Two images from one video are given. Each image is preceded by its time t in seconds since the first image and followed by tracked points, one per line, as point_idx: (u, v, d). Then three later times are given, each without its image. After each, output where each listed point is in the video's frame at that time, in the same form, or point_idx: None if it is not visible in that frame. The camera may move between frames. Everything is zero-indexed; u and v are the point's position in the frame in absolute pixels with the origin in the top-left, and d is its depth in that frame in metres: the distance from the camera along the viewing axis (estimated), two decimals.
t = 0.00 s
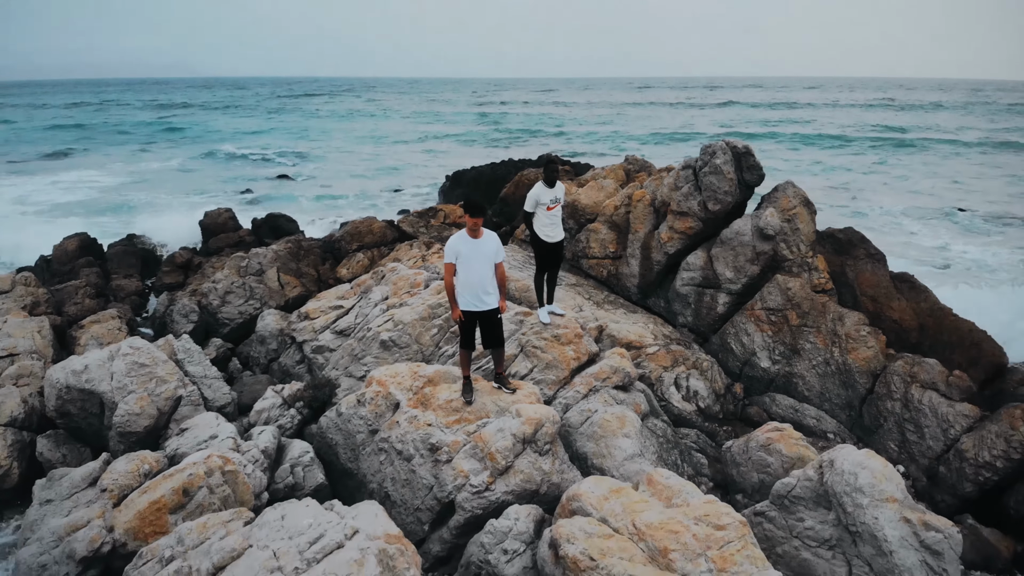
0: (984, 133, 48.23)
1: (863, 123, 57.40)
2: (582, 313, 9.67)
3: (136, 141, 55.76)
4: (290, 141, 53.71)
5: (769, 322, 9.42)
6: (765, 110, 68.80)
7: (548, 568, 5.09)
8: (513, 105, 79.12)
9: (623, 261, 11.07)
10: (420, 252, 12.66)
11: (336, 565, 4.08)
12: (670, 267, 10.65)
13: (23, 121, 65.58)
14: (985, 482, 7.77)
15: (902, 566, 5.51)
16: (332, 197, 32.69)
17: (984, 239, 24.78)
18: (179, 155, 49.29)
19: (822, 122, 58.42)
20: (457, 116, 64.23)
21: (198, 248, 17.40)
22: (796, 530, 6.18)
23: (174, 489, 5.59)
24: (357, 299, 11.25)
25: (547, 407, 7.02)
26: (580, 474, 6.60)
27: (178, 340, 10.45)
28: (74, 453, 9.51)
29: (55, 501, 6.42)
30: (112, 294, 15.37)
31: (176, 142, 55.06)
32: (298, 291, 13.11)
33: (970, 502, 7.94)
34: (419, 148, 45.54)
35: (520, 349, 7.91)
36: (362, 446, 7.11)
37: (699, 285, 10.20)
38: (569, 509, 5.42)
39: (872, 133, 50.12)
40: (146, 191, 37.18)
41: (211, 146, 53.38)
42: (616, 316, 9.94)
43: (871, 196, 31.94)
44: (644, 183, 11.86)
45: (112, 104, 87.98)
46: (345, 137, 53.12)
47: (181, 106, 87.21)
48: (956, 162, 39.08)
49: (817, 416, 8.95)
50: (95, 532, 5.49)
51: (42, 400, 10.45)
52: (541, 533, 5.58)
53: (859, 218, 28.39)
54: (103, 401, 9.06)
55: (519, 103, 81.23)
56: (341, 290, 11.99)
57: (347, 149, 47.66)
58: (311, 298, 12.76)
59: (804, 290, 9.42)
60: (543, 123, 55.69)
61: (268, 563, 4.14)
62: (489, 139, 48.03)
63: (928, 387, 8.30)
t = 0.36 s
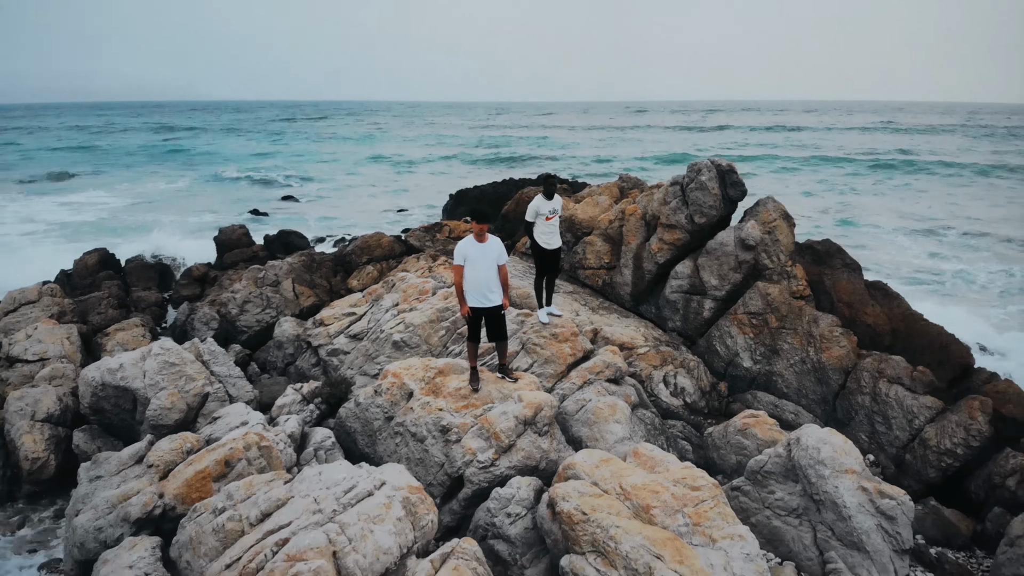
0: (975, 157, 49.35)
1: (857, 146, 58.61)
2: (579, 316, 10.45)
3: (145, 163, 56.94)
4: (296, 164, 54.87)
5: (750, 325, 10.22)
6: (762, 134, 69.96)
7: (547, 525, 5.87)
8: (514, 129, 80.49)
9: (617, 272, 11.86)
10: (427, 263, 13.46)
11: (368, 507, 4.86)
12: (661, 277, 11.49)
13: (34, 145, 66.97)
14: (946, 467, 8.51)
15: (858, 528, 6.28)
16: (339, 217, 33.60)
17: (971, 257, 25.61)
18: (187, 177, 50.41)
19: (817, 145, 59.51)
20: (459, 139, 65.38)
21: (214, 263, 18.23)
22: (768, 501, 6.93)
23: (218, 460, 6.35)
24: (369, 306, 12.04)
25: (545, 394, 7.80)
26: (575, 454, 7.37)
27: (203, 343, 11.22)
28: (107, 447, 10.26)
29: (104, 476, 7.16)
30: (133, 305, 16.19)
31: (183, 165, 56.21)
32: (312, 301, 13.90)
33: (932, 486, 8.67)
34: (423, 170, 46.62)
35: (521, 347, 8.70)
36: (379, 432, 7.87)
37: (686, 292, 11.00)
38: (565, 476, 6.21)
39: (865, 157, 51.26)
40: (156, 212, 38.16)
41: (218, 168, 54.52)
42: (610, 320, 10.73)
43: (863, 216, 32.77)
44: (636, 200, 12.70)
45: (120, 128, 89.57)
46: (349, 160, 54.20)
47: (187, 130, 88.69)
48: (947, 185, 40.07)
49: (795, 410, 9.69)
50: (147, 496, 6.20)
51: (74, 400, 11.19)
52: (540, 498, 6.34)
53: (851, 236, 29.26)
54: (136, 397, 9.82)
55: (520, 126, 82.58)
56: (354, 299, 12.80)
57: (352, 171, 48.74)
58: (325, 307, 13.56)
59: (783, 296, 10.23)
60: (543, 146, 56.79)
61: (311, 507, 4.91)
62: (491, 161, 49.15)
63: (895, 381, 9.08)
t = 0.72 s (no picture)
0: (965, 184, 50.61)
1: (851, 173, 59.91)
2: (577, 324, 11.32)
3: (153, 189, 58.20)
4: (301, 189, 56.09)
5: (735, 332, 11.09)
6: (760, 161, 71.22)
7: (548, 496, 6.71)
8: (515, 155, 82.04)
9: (613, 285, 12.74)
10: (434, 278, 14.36)
11: (397, 471, 5.72)
12: (653, 289, 12.38)
13: (46, 172, 68.49)
14: (913, 459, 9.30)
15: (824, 504, 7.10)
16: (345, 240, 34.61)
17: (956, 278, 26.56)
18: (195, 201, 51.59)
19: (813, 172, 60.71)
20: (462, 165, 66.63)
21: (230, 281, 19.15)
22: (746, 482, 7.72)
23: (258, 444, 7.21)
24: (382, 318, 12.90)
25: (547, 390, 8.65)
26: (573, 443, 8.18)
27: (228, 352, 12.09)
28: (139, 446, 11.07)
29: (151, 462, 8.01)
30: (154, 320, 17.08)
31: (191, 190, 57.45)
32: (326, 314, 14.79)
33: (901, 477, 9.44)
34: (425, 196, 47.76)
35: (524, 349, 9.56)
36: (396, 425, 8.71)
37: (677, 303, 11.88)
38: (565, 455, 7.06)
39: (857, 183, 52.52)
40: (166, 235, 39.20)
41: (225, 193, 55.74)
42: (606, 329, 11.59)
43: (854, 240, 33.77)
44: (630, 218, 13.64)
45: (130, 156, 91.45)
46: (353, 186, 55.38)
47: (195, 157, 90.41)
48: (936, 210, 41.19)
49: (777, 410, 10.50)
50: (195, 474, 7.02)
51: (108, 404, 12.12)
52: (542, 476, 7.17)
53: (842, 258, 30.25)
54: (168, 399, 10.67)
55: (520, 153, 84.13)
56: (366, 312, 13.69)
57: (356, 196, 49.90)
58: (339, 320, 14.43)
59: (764, 305, 11.13)
60: (544, 172, 58.00)
61: (349, 471, 5.76)
62: (492, 187, 50.34)
63: (866, 381, 9.93)
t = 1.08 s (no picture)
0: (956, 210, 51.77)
1: (845, 199, 61.15)
2: (575, 335, 12.19)
3: (160, 214, 59.34)
4: (306, 213, 57.26)
5: (721, 343, 11.96)
6: (757, 186, 72.47)
7: (548, 480, 7.56)
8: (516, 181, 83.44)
9: (608, 300, 13.63)
10: (440, 294, 15.25)
11: (416, 451, 6.58)
12: (645, 304, 13.28)
13: (56, 197, 69.82)
14: (884, 457, 10.11)
15: (796, 489, 7.94)
16: (350, 263, 35.59)
17: (943, 299, 27.47)
18: (201, 225, 52.68)
19: (808, 198, 61.90)
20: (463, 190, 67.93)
21: (244, 299, 20.04)
22: (727, 473, 8.54)
23: (289, 434, 8.05)
24: (392, 331, 13.78)
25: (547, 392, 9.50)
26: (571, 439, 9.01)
27: (249, 362, 12.95)
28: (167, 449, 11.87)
29: (188, 455, 8.85)
30: (173, 335, 17.93)
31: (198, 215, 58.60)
32: (339, 329, 15.66)
33: (873, 473, 10.26)
34: (428, 220, 48.84)
35: (527, 357, 10.44)
36: (409, 424, 9.54)
37: (667, 316, 12.77)
38: (563, 445, 7.92)
39: (851, 209, 53.71)
40: (174, 257, 40.17)
41: (231, 217, 56.87)
42: (601, 340, 12.46)
43: (846, 262, 34.75)
44: (624, 238, 14.58)
45: (137, 181, 93.01)
46: (358, 211, 56.51)
47: (201, 182, 91.91)
48: (926, 235, 42.26)
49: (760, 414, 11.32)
50: (232, 462, 7.84)
51: (136, 411, 12.95)
52: (542, 465, 8.01)
53: (833, 279, 31.20)
54: (195, 404, 11.50)
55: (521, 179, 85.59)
56: (377, 326, 14.57)
57: (360, 220, 50.99)
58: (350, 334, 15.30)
59: (748, 318, 12.02)
60: (545, 198, 59.17)
61: (375, 451, 6.63)
62: (493, 212, 51.45)
63: (840, 386, 10.78)
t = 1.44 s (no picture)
0: (947, 233, 52.84)
1: (839, 221, 62.28)
2: (573, 346, 12.98)
3: (166, 235, 60.34)
4: (310, 235, 58.32)
5: (710, 352, 12.73)
6: (754, 209, 73.59)
7: (548, 471, 8.32)
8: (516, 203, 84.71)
9: (605, 314, 14.42)
10: (446, 309, 16.08)
11: (431, 441, 7.38)
12: (640, 318, 14.07)
13: (63, 219, 70.89)
14: (861, 457, 10.84)
15: (774, 481, 8.69)
16: (355, 283, 36.47)
17: (932, 317, 28.34)
18: (207, 247, 53.65)
19: (804, 220, 63.00)
20: (465, 213, 69.11)
21: (256, 315, 20.88)
22: (712, 468, 9.29)
23: (312, 431, 8.80)
24: (400, 343, 14.58)
25: (547, 396, 10.26)
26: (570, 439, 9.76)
27: (266, 372, 13.74)
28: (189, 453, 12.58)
29: (216, 453, 9.62)
30: (188, 349, 18.73)
31: (203, 236, 59.60)
32: (348, 343, 16.47)
33: (852, 473, 10.97)
34: (430, 242, 49.85)
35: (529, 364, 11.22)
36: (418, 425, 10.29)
37: (660, 328, 13.57)
38: (561, 440, 8.72)
39: (844, 231, 54.82)
40: (182, 278, 41.04)
41: (236, 239, 57.88)
42: (598, 351, 13.24)
43: (838, 282, 35.68)
44: (619, 256, 15.44)
45: (142, 204, 94.20)
46: (361, 233, 57.55)
47: (206, 205, 93.13)
48: (918, 256, 43.22)
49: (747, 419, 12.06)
50: (261, 457, 8.61)
51: (159, 418, 13.71)
52: (542, 460, 8.77)
53: (826, 298, 32.08)
54: (218, 410, 12.24)
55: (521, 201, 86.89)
56: (385, 339, 15.37)
57: (363, 242, 51.99)
58: (359, 347, 16.12)
59: (736, 330, 12.82)
60: (544, 220, 60.25)
61: (393, 441, 7.44)
62: (494, 234, 52.45)
63: (821, 393, 11.55)
